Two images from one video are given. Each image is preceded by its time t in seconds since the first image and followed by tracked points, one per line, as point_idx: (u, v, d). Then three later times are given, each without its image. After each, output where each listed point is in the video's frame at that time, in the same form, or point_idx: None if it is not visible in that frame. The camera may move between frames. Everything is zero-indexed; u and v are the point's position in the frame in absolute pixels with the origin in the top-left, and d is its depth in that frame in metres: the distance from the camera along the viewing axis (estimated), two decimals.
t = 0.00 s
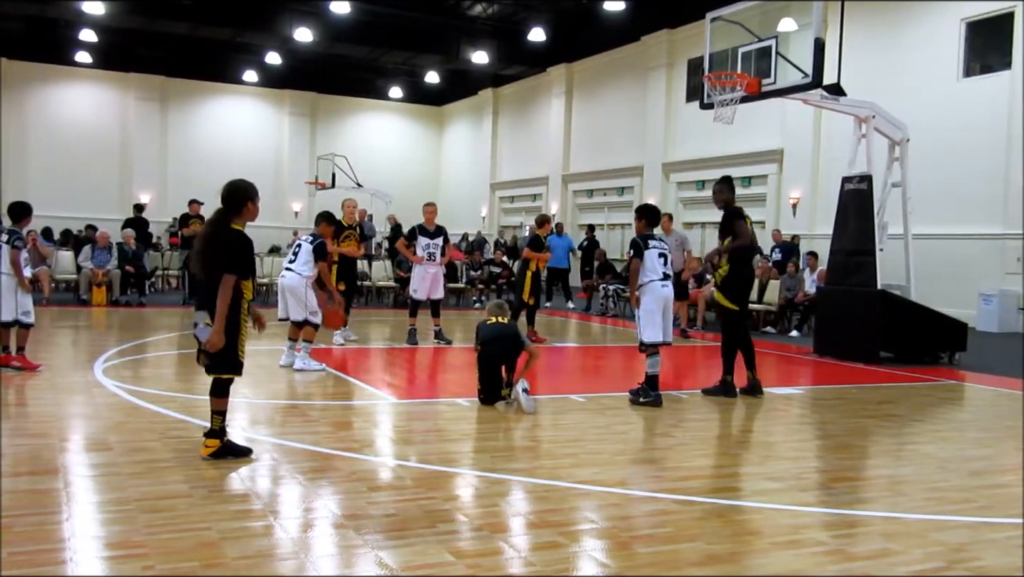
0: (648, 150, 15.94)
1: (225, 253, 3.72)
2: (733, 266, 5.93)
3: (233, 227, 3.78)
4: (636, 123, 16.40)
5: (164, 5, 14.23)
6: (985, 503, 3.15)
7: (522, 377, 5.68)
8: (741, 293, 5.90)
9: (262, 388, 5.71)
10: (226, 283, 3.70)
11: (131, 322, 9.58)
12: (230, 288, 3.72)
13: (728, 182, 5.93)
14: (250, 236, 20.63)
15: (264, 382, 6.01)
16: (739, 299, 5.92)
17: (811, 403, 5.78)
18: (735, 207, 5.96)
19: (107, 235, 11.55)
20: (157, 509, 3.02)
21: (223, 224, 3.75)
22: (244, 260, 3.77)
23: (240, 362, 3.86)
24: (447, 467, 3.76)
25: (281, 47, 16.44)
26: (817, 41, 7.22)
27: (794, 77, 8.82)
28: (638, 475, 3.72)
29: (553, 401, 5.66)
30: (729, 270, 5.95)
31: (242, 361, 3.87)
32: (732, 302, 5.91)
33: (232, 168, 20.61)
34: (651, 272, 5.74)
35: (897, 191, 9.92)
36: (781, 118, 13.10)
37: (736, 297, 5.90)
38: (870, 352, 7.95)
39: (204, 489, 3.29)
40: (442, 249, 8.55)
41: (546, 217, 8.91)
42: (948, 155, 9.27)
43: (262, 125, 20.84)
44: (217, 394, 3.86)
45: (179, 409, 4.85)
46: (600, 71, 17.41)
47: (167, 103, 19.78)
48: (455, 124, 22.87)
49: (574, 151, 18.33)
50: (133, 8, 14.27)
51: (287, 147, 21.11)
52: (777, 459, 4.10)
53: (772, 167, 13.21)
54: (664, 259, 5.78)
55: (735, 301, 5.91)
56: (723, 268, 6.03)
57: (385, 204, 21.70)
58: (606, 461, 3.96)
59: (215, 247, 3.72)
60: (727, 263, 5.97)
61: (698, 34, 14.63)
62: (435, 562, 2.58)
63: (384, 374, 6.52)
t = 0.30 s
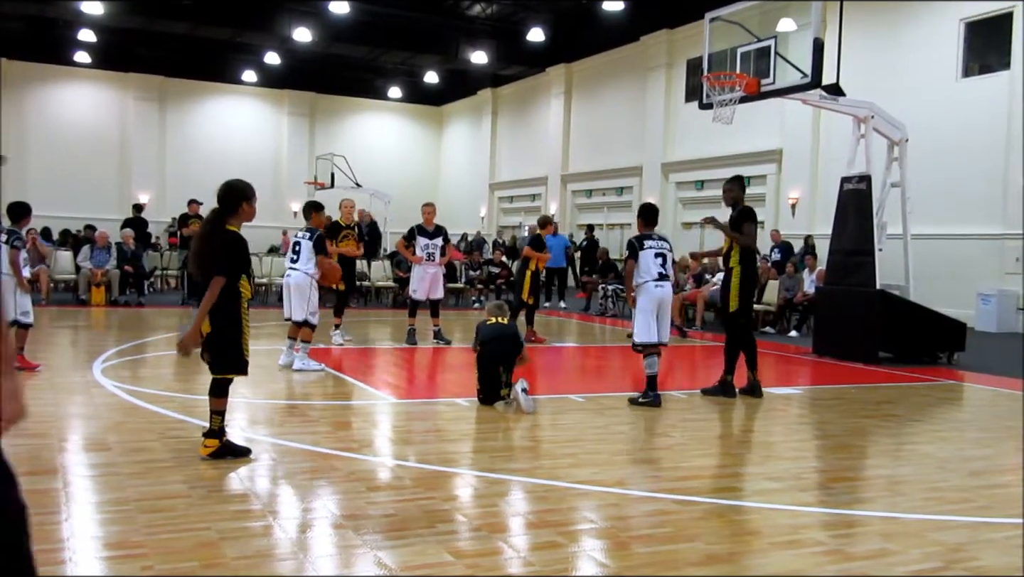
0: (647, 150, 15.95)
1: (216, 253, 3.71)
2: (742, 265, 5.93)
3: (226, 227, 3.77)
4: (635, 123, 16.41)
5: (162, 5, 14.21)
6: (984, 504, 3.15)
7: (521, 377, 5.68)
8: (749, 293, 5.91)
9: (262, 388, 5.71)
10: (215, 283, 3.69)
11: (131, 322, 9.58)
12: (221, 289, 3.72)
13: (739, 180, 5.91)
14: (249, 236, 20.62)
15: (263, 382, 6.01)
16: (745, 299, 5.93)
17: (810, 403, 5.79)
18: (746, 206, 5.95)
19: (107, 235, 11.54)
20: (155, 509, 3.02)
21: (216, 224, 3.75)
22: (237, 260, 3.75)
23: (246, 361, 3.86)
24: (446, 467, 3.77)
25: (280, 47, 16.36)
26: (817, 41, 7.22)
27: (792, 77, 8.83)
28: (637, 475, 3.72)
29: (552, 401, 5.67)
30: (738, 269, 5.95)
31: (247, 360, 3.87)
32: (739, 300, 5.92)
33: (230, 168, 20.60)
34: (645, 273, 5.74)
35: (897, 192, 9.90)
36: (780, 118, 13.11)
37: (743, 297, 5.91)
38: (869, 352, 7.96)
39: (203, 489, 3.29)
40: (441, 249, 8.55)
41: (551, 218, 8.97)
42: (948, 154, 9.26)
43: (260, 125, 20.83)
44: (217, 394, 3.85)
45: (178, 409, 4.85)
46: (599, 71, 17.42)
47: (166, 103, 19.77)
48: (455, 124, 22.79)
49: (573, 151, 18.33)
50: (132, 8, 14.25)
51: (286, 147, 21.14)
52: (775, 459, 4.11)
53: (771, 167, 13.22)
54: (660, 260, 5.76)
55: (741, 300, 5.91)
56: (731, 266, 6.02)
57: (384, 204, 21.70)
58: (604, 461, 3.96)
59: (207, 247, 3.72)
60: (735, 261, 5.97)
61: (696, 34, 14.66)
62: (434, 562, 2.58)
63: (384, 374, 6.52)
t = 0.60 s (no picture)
0: (646, 151, 15.95)
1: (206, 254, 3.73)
2: (743, 265, 5.92)
3: (217, 226, 3.77)
4: (634, 123, 16.42)
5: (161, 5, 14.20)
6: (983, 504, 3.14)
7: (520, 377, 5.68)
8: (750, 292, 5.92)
9: (263, 387, 5.72)
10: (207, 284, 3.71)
11: (130, 322, 9.59)
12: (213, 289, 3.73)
13: (743, 180, 5.89)
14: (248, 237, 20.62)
15: (262, 382, 6.02)
16: (746, 299, 5.94)
17: (809, 403, 5.79)
18: (750, 208, 5.96)
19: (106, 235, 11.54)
20: (154, 509, 3.02)
21: (206, 225, 3.75)
22: (229, 260, 3.77)
23: (246, 360, 3.85)
24: (445, 467, 3.77)
25: (279, 47, 16.31)
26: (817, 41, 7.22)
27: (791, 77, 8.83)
28: (637, 475, 3.72)
29: (552, 401, 5.67)
30: (738, 269, 5.95)
31: (247, 359, 3.87)
32: (738, 300, 5.93)
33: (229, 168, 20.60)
34: (641, 274, 5.76)
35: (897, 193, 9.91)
36: (780, 119, 13.11)
37: (744, 297, 5.92)
38: (868, 352, 7.98)
39: (202, 489, 3.29)
40: (440, 249, 8.55)
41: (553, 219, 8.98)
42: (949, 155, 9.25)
43: (260, 125, 20.83)
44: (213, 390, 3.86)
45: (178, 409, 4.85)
46: (598, 71, 17.43)
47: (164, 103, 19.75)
48: (454, 123, 22.77)
49: (572, 151, 18.32)
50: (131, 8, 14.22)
51: (286, 148, 21.16)
52: (774, 459, 4.11)
53: (770, 167, 13.24)
54: (656, 261, 5.75)
55: (741, 300, 5.92)
56: (732, 266, 6.01)
57: (384, 204, 21.71)
58: (604, 461, 3.96)
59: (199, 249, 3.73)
60: (736, 261, 5.96)
61: (696, 34, 14.69)
62: (433, 562, 2.58)
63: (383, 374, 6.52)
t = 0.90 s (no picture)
0: (645, 152, 15.97)
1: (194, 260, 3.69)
2: (743, 266, 5.93)
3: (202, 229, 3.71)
4: (634, 123, 16.44)
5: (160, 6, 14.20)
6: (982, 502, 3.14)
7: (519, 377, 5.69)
8: (748, 293, 5.93)
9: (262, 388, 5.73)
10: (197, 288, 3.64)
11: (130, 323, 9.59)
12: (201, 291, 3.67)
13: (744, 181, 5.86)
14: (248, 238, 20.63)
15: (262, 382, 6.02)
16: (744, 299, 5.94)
17: (808, 403, 5.80)
18: (749, 209, 5.94)
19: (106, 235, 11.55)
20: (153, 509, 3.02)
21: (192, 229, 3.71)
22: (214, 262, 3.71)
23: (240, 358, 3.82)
24: (444, 467, 3.77)
25: (278, 47, 16.25)
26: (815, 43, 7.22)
27: (791, 77, 8.84)
28: (636, 475, 3.73)
29: (551, 401, 5.68)
30: (738, 270, 5.95)
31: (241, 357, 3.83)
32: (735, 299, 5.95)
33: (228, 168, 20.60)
34: (636, 273, 5.81)
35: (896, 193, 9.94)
36: (779, 119, 13.15)
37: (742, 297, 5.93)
38: (867, 352, 8.00)
39: (202, 489, 3.29)
40: (440, 249, 8.56)
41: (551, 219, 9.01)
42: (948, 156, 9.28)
43: (259, 126, 20.83)
44: (200, 388, 3.83)
45: (177, 409, 4.86)
46: (598, 71, 17.45)
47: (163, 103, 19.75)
48: (454, 123, 22.80)
49: (572, 151, 18.33)
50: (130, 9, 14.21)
51: (286, 149, 21.24)
52: (773, 459, 4.12)
53: (769, 167, 13.31)
54: (651, 260, 5.79)
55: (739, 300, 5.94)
56: (731, 267, 6.02)
57: (383, 204, 21.72)
58: (603, 461, 3.96)
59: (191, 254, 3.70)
60: (735, 263, 5.97)
61: (695, 34, 14.73)
62: (432, 562, 2.58)
63: (383, 374, 6.54)
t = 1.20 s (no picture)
0: (645, 151, 15.97)
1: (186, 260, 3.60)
2: (742, 266, 5.95)
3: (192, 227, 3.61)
4: (634, 123, 16.43)
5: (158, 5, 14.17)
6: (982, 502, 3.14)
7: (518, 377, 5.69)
8: (746, 293, 5.93)
9: (261, 388, 5.73)
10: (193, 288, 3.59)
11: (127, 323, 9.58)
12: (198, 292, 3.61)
13: (740, 183, 5.89)
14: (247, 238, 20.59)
15: (261, 382, 6.02)
16: (742, 300, 5.93)
17: (807, 403, 5.81)
18: (746, 209, 5.95)
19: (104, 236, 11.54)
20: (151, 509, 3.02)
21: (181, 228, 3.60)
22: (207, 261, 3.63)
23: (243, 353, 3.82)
24: (444, 467, 3.77)
25: (276, 48, 16.18)
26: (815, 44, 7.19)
27: (790, 77, 8.85)
28: (636, 475, 3.73)
29: (550, 401, 5.69)
30: (738, 270, 5.96)
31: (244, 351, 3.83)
32: (733, 300, 5.93)
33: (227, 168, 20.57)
34: (628, 272, 5.93)
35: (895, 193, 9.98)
36: (778, 119, 13.18)
37: (740, 297, 5.93)
38: (866, 352, 8.01)
39: (201, 489, 3.29)
40: (440, 249, 8.56)
41: (546, 217, 8.95)
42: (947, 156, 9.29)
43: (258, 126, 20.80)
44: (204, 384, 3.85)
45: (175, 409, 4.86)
46: (597, 71, 17.45)
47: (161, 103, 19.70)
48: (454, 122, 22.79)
49: (571, 152, 18.33)
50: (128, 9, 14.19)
51: (285, 149, 21.23)
52: (772, 458, 4.12)
53: (768, 167, 13.33)
54: (642, 260, 5.88)
55: (737, 300, 5.93)
56: (732, 267, 6.03)
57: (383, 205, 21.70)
58: (603, 461, 3.96)
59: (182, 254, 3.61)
60: (736, 264, 5.98)
61: (695, 34, 14.74)
62: (431, 562, 2.58)
63: (382, 374, 6.54)
